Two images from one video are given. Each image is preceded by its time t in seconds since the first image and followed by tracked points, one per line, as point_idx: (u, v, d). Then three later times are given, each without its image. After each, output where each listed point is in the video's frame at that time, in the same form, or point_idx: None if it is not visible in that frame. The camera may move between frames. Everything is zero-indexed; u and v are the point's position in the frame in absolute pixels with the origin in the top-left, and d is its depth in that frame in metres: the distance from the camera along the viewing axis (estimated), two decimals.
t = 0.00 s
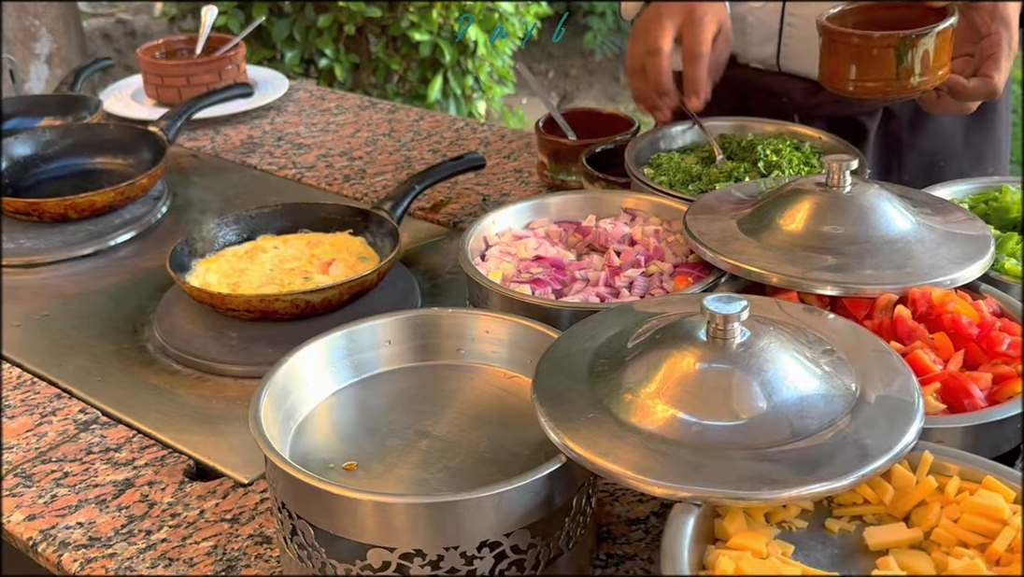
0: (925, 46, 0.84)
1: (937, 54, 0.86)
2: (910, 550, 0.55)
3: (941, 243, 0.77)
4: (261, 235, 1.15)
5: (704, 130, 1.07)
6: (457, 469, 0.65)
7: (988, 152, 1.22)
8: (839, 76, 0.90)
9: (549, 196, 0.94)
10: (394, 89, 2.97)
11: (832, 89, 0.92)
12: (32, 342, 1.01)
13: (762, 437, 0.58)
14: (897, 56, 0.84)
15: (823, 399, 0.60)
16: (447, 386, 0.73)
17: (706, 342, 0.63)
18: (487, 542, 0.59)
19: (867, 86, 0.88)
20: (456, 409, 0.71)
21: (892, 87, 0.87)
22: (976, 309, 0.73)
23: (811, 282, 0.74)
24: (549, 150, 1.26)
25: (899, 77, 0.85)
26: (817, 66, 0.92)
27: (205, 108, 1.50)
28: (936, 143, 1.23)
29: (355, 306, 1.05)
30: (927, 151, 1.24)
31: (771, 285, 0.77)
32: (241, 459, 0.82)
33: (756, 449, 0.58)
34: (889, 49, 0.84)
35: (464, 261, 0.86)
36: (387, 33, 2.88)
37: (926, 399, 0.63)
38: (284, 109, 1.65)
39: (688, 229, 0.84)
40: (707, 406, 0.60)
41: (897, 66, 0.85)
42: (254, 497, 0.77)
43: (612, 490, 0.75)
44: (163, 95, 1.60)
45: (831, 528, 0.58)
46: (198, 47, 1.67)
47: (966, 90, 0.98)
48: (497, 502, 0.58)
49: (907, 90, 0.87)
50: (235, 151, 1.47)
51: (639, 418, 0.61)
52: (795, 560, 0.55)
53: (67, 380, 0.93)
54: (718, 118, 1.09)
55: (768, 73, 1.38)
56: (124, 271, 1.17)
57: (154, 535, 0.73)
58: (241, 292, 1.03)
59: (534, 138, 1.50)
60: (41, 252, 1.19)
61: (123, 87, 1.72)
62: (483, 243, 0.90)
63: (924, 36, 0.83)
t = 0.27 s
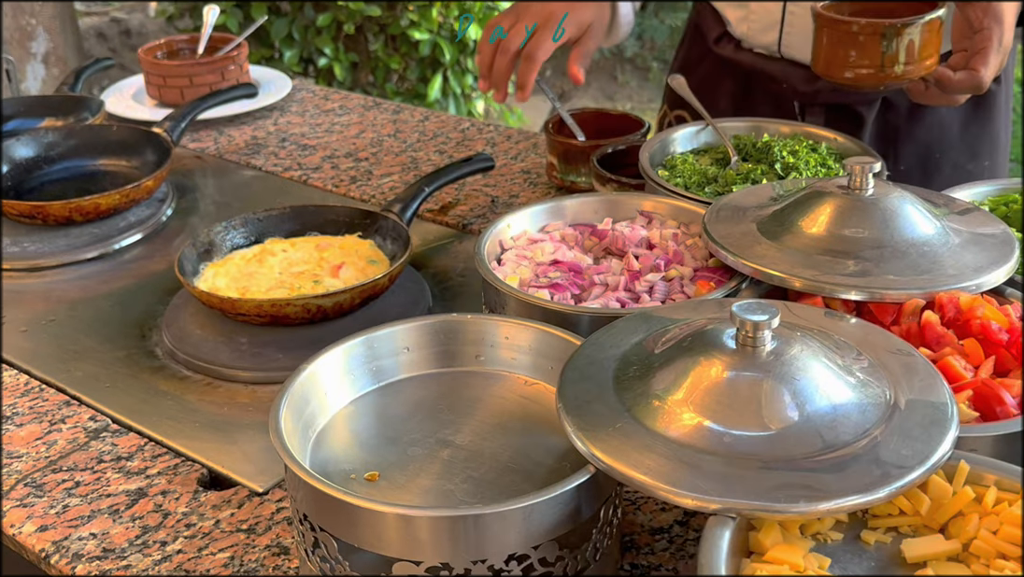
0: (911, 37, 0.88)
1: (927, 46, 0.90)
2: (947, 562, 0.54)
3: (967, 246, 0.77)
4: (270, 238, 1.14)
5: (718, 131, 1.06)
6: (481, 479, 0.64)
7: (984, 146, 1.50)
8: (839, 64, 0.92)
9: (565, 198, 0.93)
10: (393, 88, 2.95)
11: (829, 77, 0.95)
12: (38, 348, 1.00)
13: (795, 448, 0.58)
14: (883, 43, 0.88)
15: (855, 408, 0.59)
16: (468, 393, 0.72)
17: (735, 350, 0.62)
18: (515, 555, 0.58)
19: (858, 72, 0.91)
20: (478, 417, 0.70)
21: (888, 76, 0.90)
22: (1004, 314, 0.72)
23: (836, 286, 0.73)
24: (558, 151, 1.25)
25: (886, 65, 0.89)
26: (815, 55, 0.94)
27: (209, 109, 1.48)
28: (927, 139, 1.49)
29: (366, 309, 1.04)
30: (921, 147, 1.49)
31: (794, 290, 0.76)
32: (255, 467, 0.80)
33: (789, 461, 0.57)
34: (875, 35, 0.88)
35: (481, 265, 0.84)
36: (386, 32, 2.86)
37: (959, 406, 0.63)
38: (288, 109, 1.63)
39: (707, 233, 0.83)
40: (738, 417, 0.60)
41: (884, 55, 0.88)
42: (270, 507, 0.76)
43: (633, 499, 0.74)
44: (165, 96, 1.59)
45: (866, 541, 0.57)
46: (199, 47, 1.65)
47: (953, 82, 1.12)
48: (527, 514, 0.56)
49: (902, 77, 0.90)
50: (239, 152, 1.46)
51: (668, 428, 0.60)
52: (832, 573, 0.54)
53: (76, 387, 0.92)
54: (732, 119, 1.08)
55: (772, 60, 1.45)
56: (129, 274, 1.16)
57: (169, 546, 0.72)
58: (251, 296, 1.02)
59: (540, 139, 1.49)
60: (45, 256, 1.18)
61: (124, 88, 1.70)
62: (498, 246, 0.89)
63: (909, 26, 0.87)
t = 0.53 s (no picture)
0: (853, 26, 1.01)
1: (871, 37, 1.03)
2: None
3: (998, 258, 0.76)
4: (282, 248, 1.12)
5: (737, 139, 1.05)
6: (512, 499, 0.63)
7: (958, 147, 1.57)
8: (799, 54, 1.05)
9: (586, 207, 0.92)
10: (395, 91, 2.94)
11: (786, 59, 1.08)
12: (50, 360, 0.98)
13: (837, 470, 0.57)
14: (827, 32, 1.02)
15: (895, 427, 0.59)
16: (495, 410, 0.71)
17: (771, 367, 0.61)
18: None
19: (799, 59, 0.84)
20: (506, 434, 0.69)
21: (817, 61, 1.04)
22: None
23: (867, 300, 0.72)
24: (571, 158, 1.24)
25: (830, 50, 1.03)
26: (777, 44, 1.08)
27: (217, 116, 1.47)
28: (904, 134, 1.56)
29: (381, 320, 1.03)
30: (903, 135, 1.56)
31: (823, 303, 0.75)
32: (275, 484, 0.79)
33: (831, 483, 0.56)
34: (819, 24, 1.02)
35: (503, 277, 0.83)
36: (388, 35, 2.85)
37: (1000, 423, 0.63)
38: (295, 115, 1.62)
39: (732, 244, 0.82)
40: (777, 436, 0.58)
41: (824, 42, 1.02)
42: (292, 525, 0.75)
43: (661, 516, 0.73)
44: (171, 102, 1.57)
45: (909, 563, 0.56)
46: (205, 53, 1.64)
47: (902, 74, 1.27)
48: (563, 538, 0.55)
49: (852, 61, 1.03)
50: (247, 159, 1.45)
51: (706, 448, 0.59)
52: None
53: (89, 401, 0.91)
54: (749, 128, 1.07)
55: (749, 56, 1.53)
56: (140, 284, 1.14)
57: (190, 566, 0.71)
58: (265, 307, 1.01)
59: (551, 145, 1.48)
60: (54, 266, 1.16)
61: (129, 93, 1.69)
62: (519, 257, 0.88)
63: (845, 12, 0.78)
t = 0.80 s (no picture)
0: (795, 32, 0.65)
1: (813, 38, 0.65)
2: None
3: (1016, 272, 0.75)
4: (288, 259, 1.12)
5: (747, 149, 1.04)
6: (526, 520, 0.62)
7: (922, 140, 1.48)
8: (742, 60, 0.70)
9: (596, 219, 0.92)
10: (397, 97, 2.93)
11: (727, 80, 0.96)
12: (54, 373, 0.97)
13: (858, 492, 0.56)
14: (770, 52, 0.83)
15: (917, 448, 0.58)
16: (507, 427, 0.70)
17: (790, 386, 0.60)
18: None
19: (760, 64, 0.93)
20: (519, 453, 0.68)
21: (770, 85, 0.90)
22: None
23: (882, 315, 0.71)
24: (579, 167, 1.23)
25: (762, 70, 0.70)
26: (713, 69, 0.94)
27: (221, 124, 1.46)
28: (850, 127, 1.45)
29: (388, 332, 1.02)
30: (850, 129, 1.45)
31: (838, 318, 0.74)
32: (284, 501, 0.78)
33: (852, 506, 0.55)
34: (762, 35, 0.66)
35: (513, 291, 0.82)
36: (390, 41, 2.84)
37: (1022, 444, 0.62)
38: (299, 123, 1.61)
39: (746, 257, 0.82)
40: (795, 458, 0.58)
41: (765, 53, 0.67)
42: (301, 543, 0.74)
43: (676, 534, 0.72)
44: (175, 109, 1.57)
45: None
46: (209, 60, 1.63)
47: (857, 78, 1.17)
48: (580, 562, 0.54)
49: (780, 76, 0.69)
50: (252, 168, 1.44)
51: (723, 468, 0.58)
52: None
53: (95, 415, 0.90)
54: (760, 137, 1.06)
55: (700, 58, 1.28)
56: (144, 295, 1.13)
57: None
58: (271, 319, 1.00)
59: (557, 153, 1.47)
60: (58, 276, 1.15)
61: (132, 100, 1.68)
62: (528, 270, 0.87)
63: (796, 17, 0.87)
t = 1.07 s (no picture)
0: (732, 27, 0.81)
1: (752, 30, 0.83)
2: None
3: None
4: (301, 267, 1.12)
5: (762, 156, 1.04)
6: (549, 533, 0.61)
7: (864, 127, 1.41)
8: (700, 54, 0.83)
9: (613, 227, 0.91)
10: (403, 102, 2.93)
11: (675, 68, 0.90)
12: (67, 381, 0.97)
13: (884, 506, 0.55)
14: (708, 38, 0.82)
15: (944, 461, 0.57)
16: (527, 437, 0.70)
17: (816, 399, 0.60)
18: None
19: (696, 66, 0.85)
20: (540, 464, 0.67)
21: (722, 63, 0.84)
22: None
23: (904, 326, 0.71)
24: (590, 174, 1.23)
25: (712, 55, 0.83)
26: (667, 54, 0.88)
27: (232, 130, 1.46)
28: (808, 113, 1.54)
29: (402, 341, 1.02)
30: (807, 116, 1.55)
31: (859, 327, 0.74)
32: (300, 511, 0.77)
33: (879, 519, 0.54)
34: (700, 32, 0.82)
35: (530, 300, 0.82)
36: (397, 46, 2.83)
37: None
38: (308, 129, 1.61)
39: (765, 265, 0.81)
40: (820, 471, 0.57)
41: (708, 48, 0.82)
42: (318, 554, 0.73)
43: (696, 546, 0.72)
44: (184, 115, 1.57)
45: None
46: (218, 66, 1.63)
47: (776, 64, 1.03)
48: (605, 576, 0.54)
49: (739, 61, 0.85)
50: (262, 174, 1.44)
51: (747, 480, 0.58)
52: None
53: (109, 424, 0.89)
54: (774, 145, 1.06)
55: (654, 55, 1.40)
56: (157, 302, 1.13)
57: None
58: (285, 327, 0.99)
59: (567, 159, 1.47)
60: (70, 284, 1.15)
61: (142, 106, 1.68)
62: (544, 278, 0.87)
63: (729, 18, 0.80)
